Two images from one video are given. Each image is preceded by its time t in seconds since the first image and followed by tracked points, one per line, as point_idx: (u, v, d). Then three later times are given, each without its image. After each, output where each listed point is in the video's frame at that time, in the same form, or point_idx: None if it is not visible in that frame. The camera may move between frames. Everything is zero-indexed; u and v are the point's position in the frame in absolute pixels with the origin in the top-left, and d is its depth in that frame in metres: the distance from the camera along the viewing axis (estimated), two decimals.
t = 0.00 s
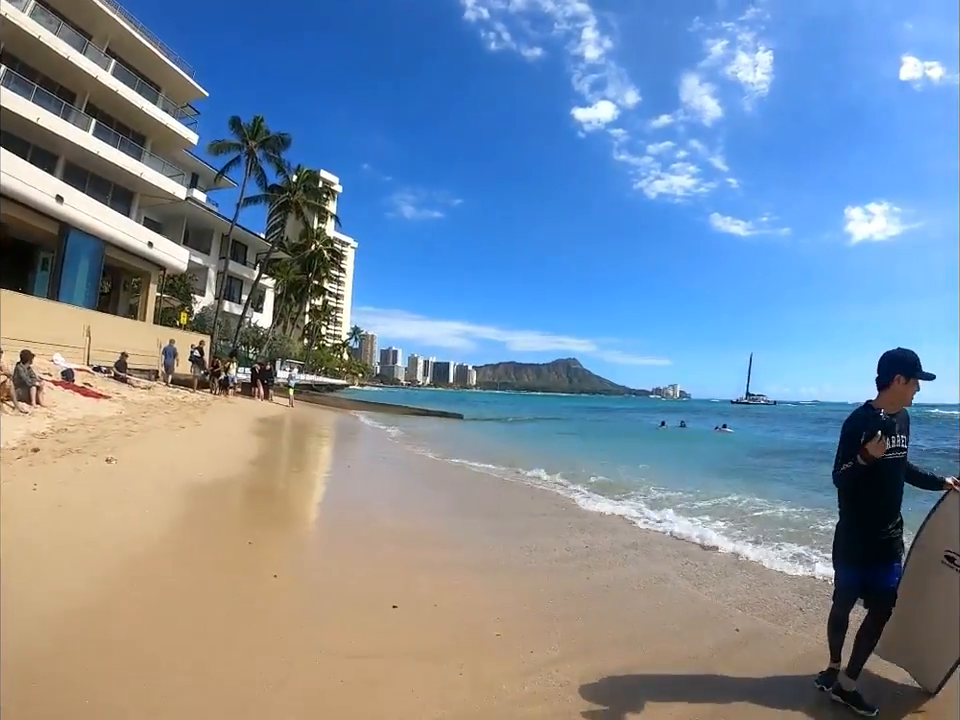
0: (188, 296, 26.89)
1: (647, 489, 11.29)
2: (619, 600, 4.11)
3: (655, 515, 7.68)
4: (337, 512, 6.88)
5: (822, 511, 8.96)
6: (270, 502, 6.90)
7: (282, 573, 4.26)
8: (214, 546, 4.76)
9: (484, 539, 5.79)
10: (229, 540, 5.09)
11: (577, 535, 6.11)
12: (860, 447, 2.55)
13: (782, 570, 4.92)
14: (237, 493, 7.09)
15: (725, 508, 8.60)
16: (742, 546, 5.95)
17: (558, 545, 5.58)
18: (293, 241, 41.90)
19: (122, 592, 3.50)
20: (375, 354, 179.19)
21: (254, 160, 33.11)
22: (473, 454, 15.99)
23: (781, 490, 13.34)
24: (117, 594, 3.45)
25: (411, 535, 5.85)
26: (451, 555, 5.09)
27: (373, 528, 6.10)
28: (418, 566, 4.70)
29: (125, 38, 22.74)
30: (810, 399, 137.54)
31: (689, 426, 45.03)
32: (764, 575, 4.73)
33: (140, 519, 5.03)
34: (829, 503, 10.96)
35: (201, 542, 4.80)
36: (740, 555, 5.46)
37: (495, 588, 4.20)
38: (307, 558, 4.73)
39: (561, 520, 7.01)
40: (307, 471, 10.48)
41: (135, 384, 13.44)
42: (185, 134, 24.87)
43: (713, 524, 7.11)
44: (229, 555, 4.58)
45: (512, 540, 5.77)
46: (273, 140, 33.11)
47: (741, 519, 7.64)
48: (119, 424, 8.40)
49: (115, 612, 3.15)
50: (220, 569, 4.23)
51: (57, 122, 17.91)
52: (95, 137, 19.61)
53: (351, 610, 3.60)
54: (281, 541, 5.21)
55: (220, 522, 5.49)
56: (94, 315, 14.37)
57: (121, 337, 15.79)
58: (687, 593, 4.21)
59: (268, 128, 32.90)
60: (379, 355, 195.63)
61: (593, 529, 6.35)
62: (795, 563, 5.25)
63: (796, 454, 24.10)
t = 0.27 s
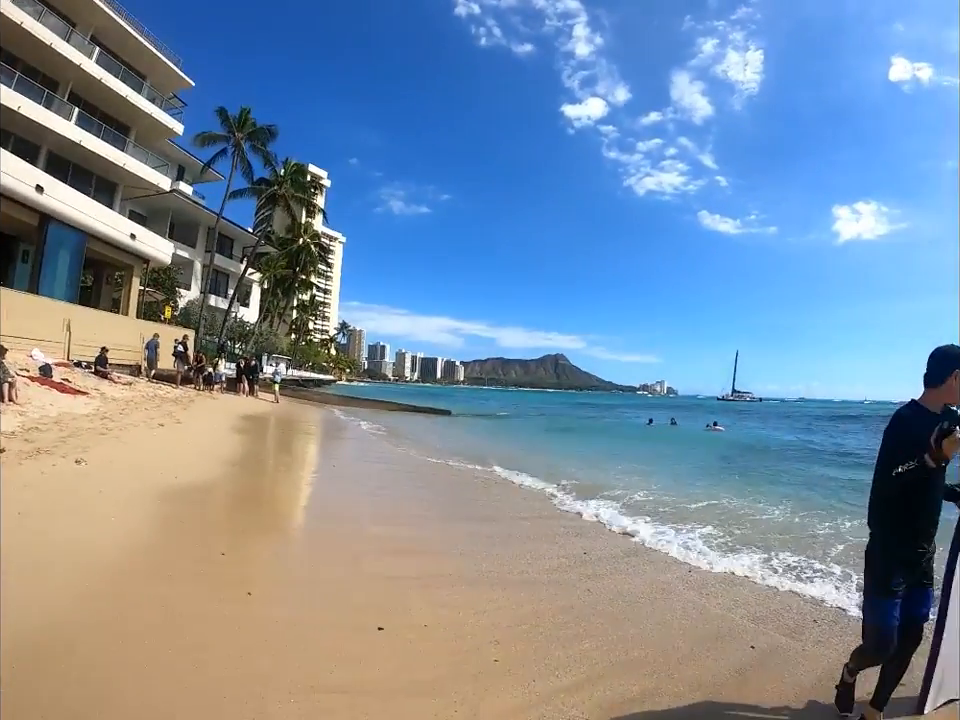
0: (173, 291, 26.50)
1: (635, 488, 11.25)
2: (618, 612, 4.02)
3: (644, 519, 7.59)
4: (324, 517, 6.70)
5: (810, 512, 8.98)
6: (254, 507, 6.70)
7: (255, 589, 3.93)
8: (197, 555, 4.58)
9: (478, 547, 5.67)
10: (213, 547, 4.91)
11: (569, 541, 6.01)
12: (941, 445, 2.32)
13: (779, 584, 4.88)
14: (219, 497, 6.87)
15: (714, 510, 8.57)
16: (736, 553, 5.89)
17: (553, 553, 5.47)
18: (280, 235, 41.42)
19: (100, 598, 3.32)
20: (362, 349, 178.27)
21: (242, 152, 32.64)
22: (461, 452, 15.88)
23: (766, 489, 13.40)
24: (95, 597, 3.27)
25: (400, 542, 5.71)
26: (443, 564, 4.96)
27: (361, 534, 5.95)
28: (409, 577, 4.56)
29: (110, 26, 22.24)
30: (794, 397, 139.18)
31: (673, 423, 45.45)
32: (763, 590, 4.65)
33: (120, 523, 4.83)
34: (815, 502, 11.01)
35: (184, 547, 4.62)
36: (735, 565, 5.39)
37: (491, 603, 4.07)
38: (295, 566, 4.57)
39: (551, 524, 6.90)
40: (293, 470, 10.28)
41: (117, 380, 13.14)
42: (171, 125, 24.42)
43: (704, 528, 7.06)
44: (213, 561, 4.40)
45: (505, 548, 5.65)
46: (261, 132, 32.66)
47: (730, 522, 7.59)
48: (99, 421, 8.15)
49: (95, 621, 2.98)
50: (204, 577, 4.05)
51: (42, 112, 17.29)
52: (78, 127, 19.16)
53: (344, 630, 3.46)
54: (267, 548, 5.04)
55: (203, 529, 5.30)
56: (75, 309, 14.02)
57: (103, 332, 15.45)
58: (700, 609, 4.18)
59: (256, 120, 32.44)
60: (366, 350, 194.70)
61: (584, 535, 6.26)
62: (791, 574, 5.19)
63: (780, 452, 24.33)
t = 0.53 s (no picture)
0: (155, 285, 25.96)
1: (623, 486, 11.07)
2: (623, 626, 3.83)
3: (635, 519, 7.39)
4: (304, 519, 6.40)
5: (801, 511, 8.86)
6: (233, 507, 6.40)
7: (223, 605, 3.60)
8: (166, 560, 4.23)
9: (466, 552, 5.41)
10: (184, 555, 4.58)
11: (560, 545, 5.77)
12: None
13: (776, 591, 4.70)
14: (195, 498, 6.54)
15: (705, 510, 8.40)
16: (728, 556, 5.73)
17: (544, 559, 5.22)
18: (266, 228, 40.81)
19: (50, 619, 2.96)
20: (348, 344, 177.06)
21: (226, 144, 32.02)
22: (448, 448, 15.64)
23: (755, 487, 13.33)
24: (42, 618, 2.92)
25: (385, 546, 5.42)
26: (429, 573, 4.67)
27: (343, 539, 5.65)
28: (393, 588, 4.25)
29: (90, 12, 21.63)
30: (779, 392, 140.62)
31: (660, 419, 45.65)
32: (761, 600, 4.46)
33: (87, 526, 4.50)
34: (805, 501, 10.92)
35: (152, 553, 4.28)
36: (731, 570, 5.22)
37: (481, 620, 3.78)
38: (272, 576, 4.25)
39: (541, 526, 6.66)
40: (274, 468, 9.96)
41: (95, 375, 12.74)
42: (153, 115, 23.82)
43: (697, 530, 6.89)
44: (184, 570, 4.08)
45: (494, 554, 5.39)
46: (246, 123, 32.07)
47: (721, 522, 7.44)
48: (73, 418, 7.82)
49: (36, 652, 2.61)
50: (172, 589, 3.72)
51: (19, 99, 16.74)
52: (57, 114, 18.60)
53: (322, 649, 3.15)
54: (241, 554, 4.71)
55: (176, 532, 4.99)
56: (52, 303, 13.58)
57: (81, 326, 15.00)
58: (701, 620, 4.00)
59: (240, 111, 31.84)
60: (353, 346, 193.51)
61: (575, 538, 6.05)
62: (786, 579, 5.03)
63: (767, 448, 24.36)
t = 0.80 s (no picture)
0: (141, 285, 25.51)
1: (615, 488, 10.94)
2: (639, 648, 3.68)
3: (626, 525, 7.24)
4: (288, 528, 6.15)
5: (793, 514, 8.77)
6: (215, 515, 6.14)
7: (198, 634, 3.33)
8: (141, 580, 3.98)
9: (458, 564, 5.21)
10: (166, 567, 4.37)
11: (552, 558, 5.59)
12: None
13: (772, 607, 4.55)
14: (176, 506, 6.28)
15: (696, 515, 8.28)
16: (720, 565, 5.59)
17: (540, 574, 5.02)
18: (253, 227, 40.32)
19: (13, 651, 2.73)
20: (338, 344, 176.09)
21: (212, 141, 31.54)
22: (437, 450, 15.44)
23: (745, 487, 13.27)
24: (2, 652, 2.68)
25: (374, 557, 5.20)
26: (422, 589, 4.45)
27: (330, 548, 5.42)
28: (385, 607, 4.03)
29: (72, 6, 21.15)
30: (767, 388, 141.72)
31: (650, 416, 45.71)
32: (757, 616, 4.32)
33: (60, 540, 4.25)
34: (796, 502, 10.85)
35: (128, 570, 4.02)
36: (725, 583, 5.08)
37: (478, 644, 3.57)
38: (255, 594, 4.00)
39: (533, 535, 6.47)
40: (261, 471, 9.70)
41: (76, 377, 12.40)
42: (137, 111, 23.37)
43: (689, 537, 6.74)
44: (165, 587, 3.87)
45: (488, 566, 5.19)
46: (231, 120, 31.59)
47: (713, 527, 7.31)
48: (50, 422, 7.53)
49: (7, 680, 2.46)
50: (147, 613, 3.49)
51: None
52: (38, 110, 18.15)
53: (313, 683, 2.91)
54: (222, 568, 4.45)
55: (153, 546, 4.72)
56: (31, 304, 13.21)
57: (63, 327, 14.63)
58: (704, 642, 3.85)
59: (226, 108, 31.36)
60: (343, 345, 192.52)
61: (564, 549, 5.89)
62: (780, 591, 4.91)
63: (757, 446, 24.39)
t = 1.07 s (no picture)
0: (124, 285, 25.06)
1: (604, 488, 10.82)
2: (661, 668, 3.54)
3: (615, 531, 7.11)
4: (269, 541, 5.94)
5: (783, 514, 8.71)
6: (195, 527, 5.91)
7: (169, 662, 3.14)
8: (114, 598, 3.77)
9: (447, 578, 5.03)
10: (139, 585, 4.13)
11: (540, 569, 5.44)
12: None
13: (762, 617, 4.46)
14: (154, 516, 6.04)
15: (686, 517, 8.18)
16: (709, 573, 5.49)
17: (531, 588, 4.85)
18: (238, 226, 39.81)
19: None
20: (326, 343, 175.44)
21: (196, 137, 31.03)
22: (425, 450, 15.25)
23: (735, 486, 13.22)
24: None
25: (360, 571, 5.01)
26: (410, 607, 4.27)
27: (314, 561, 5.22)
28: (372, 630, 3.82)
29: None
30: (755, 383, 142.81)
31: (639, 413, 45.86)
32: (747, 633, 4.15)
33: (21, 554, 3.96)
34: (786, 500, 10.80)
35: (100, 587, 3.80)
36: (715, 593, 4.97)
37: (469, 669, 3.39)
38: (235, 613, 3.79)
39: (522, 545, 6.32)
40: (246, 476, 9.47)
41: (55, 380, 12.05)
42: (118, 106, 22.86)
43: (678, 541, 6.63)
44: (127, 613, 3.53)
45: (478, 581, 5.01)
46: (216, 116, 31.09)
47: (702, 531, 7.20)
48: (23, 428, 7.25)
49: None
50: (119, 632, 3.27)
51: None
52: (16, 106, 17.67)
53: (297, 716, 2.73)
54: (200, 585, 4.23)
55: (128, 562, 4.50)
56: (9, 305, 12.82)
57: (42, 329, 14.25)
58: (699, 658, 3.72)
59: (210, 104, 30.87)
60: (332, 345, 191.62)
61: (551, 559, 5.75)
62: (770, 603, 4.75)
63: (746, 442, 24.45)
